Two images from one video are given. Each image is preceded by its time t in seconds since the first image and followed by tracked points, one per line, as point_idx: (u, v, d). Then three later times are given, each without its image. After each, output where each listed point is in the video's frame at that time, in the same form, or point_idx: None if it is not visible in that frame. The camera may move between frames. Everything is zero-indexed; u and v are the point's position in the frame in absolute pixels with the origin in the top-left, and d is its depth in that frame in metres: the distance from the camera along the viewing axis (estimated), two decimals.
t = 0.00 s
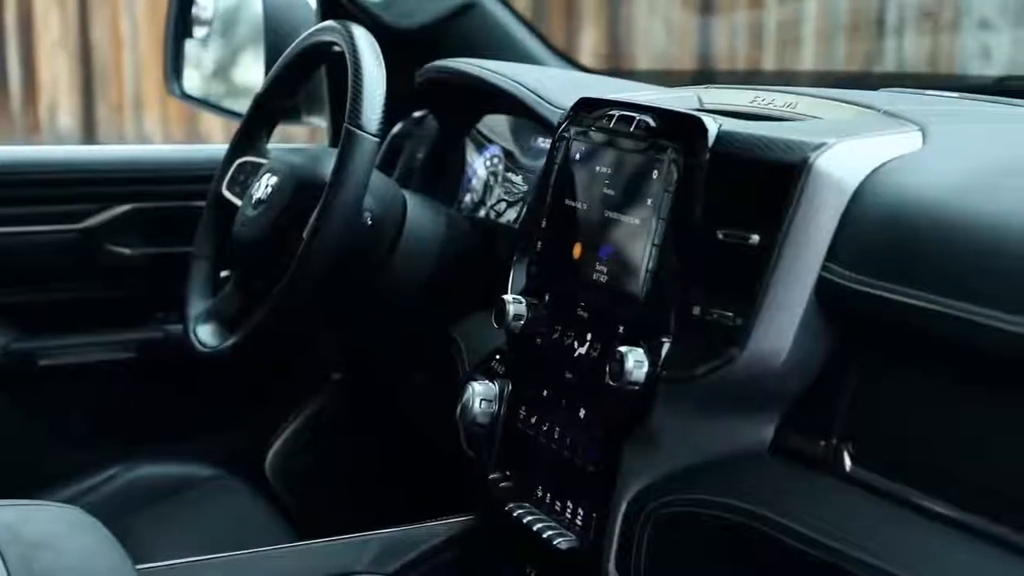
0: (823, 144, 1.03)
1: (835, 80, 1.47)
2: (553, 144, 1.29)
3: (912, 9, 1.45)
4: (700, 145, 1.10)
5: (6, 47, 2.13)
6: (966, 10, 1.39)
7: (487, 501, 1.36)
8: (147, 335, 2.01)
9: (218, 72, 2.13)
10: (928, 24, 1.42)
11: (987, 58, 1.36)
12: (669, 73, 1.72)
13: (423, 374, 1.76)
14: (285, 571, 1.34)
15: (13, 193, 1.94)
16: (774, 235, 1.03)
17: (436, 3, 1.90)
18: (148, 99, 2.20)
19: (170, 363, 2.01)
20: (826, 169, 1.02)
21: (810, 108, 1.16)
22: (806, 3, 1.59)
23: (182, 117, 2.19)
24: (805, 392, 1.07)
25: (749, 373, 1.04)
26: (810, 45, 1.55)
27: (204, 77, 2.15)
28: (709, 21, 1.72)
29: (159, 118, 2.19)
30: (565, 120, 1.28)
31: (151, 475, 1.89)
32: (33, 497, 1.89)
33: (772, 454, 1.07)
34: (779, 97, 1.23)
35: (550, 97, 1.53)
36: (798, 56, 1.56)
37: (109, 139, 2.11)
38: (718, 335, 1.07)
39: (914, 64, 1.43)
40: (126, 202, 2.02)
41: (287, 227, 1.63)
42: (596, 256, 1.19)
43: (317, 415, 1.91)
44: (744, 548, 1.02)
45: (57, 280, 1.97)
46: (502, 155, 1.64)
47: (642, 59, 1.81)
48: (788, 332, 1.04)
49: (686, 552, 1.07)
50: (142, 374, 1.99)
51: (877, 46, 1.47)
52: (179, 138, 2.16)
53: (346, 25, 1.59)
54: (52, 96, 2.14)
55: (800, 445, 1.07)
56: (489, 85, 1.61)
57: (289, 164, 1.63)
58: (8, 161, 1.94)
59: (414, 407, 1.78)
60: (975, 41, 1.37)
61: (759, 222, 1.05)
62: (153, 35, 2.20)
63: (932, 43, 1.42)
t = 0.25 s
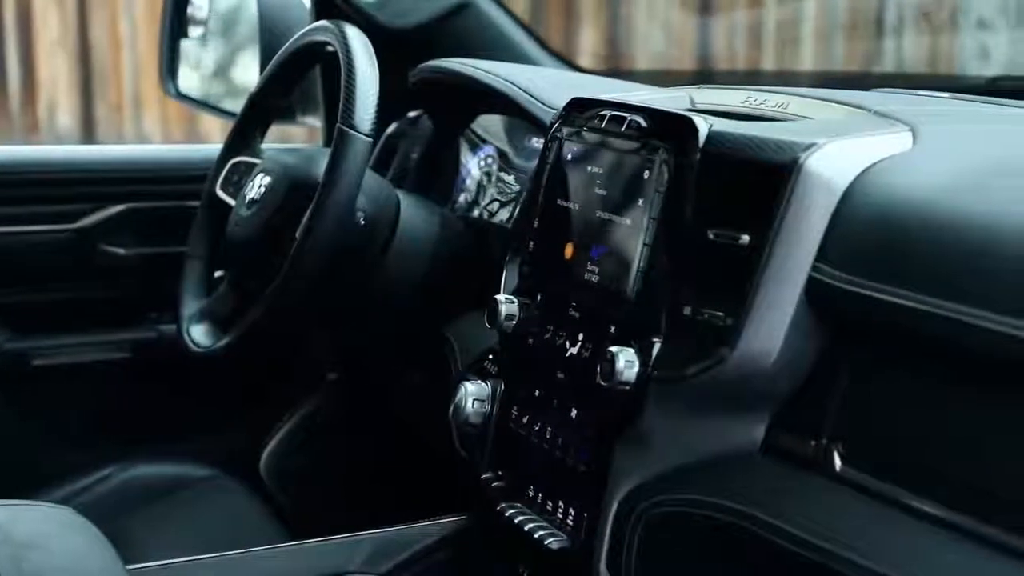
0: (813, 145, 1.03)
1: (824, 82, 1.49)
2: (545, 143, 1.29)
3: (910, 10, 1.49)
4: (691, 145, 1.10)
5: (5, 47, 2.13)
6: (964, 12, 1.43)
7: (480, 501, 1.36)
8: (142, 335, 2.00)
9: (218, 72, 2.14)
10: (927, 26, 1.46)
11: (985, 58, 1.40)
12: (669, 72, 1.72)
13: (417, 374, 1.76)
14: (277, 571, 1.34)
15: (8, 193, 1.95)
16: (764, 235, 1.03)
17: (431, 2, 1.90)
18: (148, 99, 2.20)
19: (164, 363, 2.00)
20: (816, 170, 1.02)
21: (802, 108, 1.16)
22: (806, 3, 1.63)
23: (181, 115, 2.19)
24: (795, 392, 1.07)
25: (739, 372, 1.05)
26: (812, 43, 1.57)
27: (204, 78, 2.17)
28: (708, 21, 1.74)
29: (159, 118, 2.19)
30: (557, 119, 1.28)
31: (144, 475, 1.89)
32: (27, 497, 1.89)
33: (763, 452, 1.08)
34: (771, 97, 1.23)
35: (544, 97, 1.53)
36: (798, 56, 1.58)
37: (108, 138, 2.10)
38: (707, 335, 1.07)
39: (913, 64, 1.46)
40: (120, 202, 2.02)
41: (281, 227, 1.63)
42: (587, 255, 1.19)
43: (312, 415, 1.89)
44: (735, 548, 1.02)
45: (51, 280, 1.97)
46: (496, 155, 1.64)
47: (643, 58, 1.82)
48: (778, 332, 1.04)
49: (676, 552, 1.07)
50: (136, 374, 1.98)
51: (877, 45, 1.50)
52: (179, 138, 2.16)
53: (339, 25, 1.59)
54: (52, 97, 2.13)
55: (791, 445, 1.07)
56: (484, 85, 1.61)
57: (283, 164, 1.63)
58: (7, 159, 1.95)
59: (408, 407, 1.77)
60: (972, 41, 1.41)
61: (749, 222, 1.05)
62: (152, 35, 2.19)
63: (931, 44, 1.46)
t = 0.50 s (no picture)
0: (802, 145, 1.03)
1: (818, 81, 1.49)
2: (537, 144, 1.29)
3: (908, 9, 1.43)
4: (681, 145, 1.10)
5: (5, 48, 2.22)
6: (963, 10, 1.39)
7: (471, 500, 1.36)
8: (136, 335, 2.00)
9: (218, 72, 2.11)
10: (927, 23, 1.42)
11: (983, 58, 1.35)
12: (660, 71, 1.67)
13: (410, 374, 1.76)
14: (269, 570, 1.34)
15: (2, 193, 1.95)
16: (754, 235, 1.03)
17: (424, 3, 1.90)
18: (146, 99, 2.23)
19: (159, 363, 2.00)
20: (804, 170, 1.02)
21: (793, 109, 1.16)
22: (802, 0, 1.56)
23: (181, 115, 2.20)
24: (785, 392, 1.07)
25: (729, 372, 1.05)
26: (808, 40, 1.51)
27: (204, 78, 2.13)
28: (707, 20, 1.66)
29: (159, 119, 2.20)
30: (549, 120, 1.28)
31: (136, 474, 1.91)
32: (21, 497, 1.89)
33: (752, 451, 1.08)
34: (761, 97, 1.24)
35: (537, 98, 1.52)
36: (796, 54, 1.52)
37: (108, 136, 2.16)
38: (696, 335, 1.07)
39: (912, 62, 1.41)
40: (113, 201, 2.02)
41: (273, 226, 1.63)
42: (579, 256, 1.19)
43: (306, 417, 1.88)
44: (724, 547, 1.02)
45: (45, 280, 1.97)
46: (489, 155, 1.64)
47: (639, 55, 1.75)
48: (768, 332, 1.04)
49: (666, 552, 1.08)
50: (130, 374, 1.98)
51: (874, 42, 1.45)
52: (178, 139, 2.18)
53: (332, 25, 1.59)
54: (51, 99, 2.19)
55: (781, 445, 1.07)
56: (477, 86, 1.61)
57: (276, 164, 1.63)
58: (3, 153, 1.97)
59: (402, 407, 1.77)
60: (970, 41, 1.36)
61: (738, 223, 1.05)
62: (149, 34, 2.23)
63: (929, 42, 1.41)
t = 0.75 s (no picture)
0: (795, 145, 1.03)
1: (814, 82, 1.49)
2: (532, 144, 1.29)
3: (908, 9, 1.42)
4: (675, 145, 1.10)
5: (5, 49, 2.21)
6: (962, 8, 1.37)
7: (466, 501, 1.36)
8: (132, 335, 2.00)
9: (218, 72, 2.11)
10: (927, 23, 1.40)
11: (982, 59, 1.33)
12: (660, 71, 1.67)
13: (406, 374, 1.76)
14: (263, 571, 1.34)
15: None
16: (746, 236, 1.03)
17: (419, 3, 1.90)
18: (146, 98, 2.22)
19: (154, 362, 2.00)
20: (798, 170, 1.02)
21: (786, 108, 1.16)
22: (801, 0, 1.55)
23: (179, 114, 2.19)
24: (778, 392, 1.07)
25: (719, 373, 1.05)
26: (807, 40, 1.52)
27: (204, 78, 2.14)
28: (706, 20, 1.67)
29: (158, 119, 2.19)
30: (544, 120, 1.28)
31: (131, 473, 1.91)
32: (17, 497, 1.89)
33: (744, 451, 1.08)
34: (755, 97, 1.24)
35: (532, 99, 1.52)
36: (796, 54, 1.52)
37: (107, 137, 2.14)
38: (688, 335, 1.07)
39: (912, 64, 1.40)
40: (108, 201, 2.02)
41: (269, 226, 1.63)
42: (573, 256, 1.20)
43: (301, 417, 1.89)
44: (718, 548, 1.02)
45: (40, 280, 1.97)
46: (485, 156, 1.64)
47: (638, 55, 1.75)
48: (761, 332, 1.04)
49: (659, 553, 1.08)
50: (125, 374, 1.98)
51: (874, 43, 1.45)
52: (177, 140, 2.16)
53: (327, 25, 1.59)
54: (50, 99, 2.18)
55: (774, 445, 1.07)
56: (473, 86, 1.61)
57: (271, 164, 1.63)
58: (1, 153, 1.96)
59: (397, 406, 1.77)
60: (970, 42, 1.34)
61: (731, 223, 1.05)
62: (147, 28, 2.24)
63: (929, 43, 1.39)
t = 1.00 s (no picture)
0: (784, 146, 1.04)
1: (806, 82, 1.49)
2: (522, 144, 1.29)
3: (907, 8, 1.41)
4: (664, 145, 1.10)
5: (5, 46, 2.32)
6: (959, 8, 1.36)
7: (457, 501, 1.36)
8: (125, 334, 2.01)
9: (216, 71, 2.07)
10: (925, 23, 1.39)
11: (981, 59, 1.33)
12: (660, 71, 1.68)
13: (398, 374, 1.76)
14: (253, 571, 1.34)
15: None
16: (735, 237, 1.03)
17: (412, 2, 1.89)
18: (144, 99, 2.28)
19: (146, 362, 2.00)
20: (786, 171, 1.02)
21: (775, 109, 1.16)
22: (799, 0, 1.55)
23: (177, 116, 2.21)
24: (767, 393, 1.07)
25: (711, 372, 1.05)
26: (806, 39, 1.52)
27: (203, 78, 2.11)
28: (706, 19, 1.67)
29: (156, 121, 2.23)
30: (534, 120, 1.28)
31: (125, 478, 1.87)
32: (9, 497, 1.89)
33: (732, 451, 1.08)
34: (744, 97, 1.24)
35: (525, 99, 1.52)
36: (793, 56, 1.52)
37: (107, 138, 2.17)
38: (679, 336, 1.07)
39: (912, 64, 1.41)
40: (102, 201, 2.01)
41: (261, 226, 1.63)
42: (562, 256, 1.19)
43: (293, 417, 1.89)
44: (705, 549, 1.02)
45: (33, 280, 1.96)
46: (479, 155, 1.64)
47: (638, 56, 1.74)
48: (749, 333, 1.04)
49: (647, 553, 1.08)
50: (117, 374, 1.98)
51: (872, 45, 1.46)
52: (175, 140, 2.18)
53: (318, 25, 1.59)
54: (51, 99, 2.29)
55: (763, 446, 1.07)
56: (466, 86, 1.61)
57: (264, 164, 1.63)
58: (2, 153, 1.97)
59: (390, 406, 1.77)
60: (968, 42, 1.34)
61: (720, 223, 1.05)
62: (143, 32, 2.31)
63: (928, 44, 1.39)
